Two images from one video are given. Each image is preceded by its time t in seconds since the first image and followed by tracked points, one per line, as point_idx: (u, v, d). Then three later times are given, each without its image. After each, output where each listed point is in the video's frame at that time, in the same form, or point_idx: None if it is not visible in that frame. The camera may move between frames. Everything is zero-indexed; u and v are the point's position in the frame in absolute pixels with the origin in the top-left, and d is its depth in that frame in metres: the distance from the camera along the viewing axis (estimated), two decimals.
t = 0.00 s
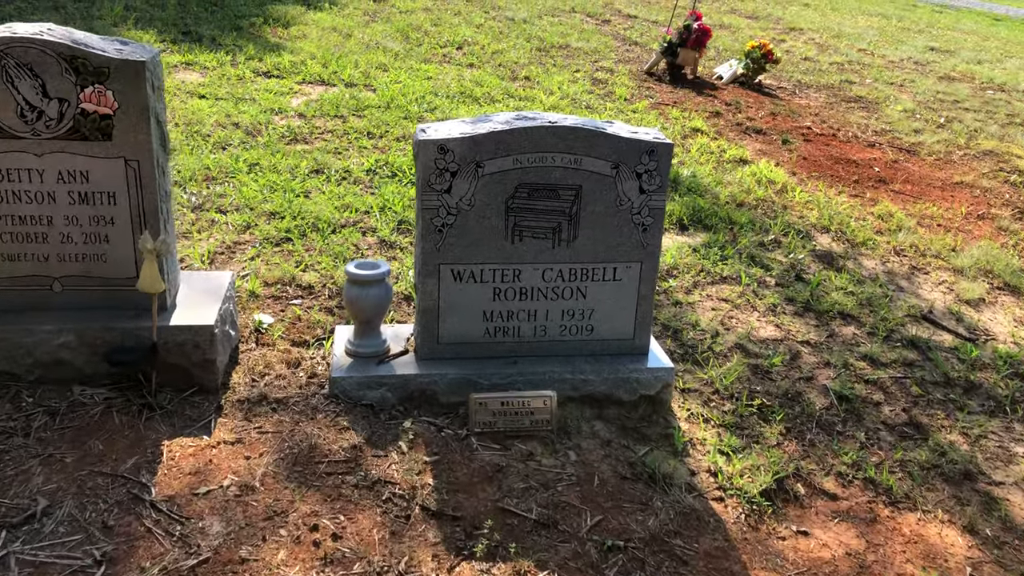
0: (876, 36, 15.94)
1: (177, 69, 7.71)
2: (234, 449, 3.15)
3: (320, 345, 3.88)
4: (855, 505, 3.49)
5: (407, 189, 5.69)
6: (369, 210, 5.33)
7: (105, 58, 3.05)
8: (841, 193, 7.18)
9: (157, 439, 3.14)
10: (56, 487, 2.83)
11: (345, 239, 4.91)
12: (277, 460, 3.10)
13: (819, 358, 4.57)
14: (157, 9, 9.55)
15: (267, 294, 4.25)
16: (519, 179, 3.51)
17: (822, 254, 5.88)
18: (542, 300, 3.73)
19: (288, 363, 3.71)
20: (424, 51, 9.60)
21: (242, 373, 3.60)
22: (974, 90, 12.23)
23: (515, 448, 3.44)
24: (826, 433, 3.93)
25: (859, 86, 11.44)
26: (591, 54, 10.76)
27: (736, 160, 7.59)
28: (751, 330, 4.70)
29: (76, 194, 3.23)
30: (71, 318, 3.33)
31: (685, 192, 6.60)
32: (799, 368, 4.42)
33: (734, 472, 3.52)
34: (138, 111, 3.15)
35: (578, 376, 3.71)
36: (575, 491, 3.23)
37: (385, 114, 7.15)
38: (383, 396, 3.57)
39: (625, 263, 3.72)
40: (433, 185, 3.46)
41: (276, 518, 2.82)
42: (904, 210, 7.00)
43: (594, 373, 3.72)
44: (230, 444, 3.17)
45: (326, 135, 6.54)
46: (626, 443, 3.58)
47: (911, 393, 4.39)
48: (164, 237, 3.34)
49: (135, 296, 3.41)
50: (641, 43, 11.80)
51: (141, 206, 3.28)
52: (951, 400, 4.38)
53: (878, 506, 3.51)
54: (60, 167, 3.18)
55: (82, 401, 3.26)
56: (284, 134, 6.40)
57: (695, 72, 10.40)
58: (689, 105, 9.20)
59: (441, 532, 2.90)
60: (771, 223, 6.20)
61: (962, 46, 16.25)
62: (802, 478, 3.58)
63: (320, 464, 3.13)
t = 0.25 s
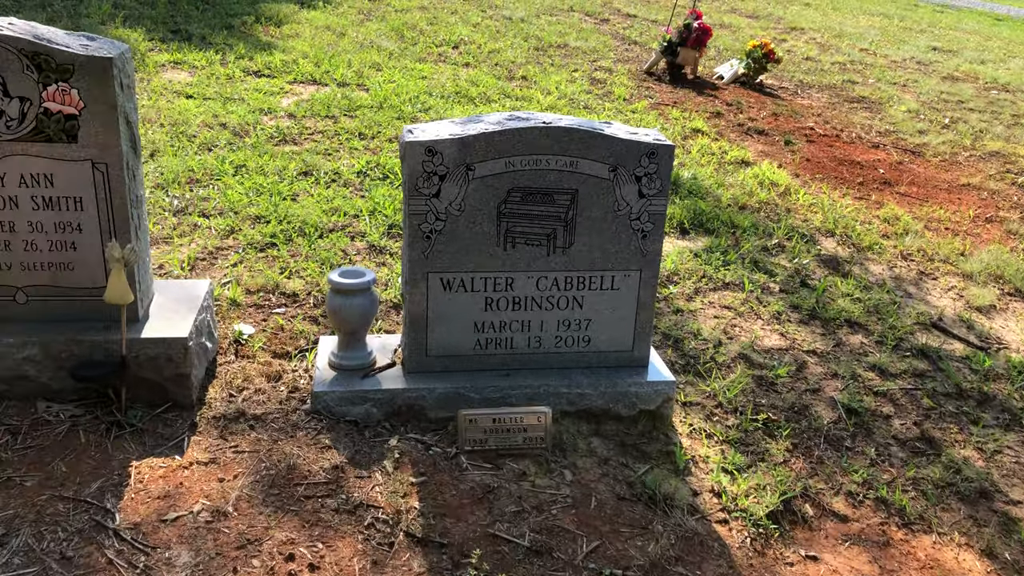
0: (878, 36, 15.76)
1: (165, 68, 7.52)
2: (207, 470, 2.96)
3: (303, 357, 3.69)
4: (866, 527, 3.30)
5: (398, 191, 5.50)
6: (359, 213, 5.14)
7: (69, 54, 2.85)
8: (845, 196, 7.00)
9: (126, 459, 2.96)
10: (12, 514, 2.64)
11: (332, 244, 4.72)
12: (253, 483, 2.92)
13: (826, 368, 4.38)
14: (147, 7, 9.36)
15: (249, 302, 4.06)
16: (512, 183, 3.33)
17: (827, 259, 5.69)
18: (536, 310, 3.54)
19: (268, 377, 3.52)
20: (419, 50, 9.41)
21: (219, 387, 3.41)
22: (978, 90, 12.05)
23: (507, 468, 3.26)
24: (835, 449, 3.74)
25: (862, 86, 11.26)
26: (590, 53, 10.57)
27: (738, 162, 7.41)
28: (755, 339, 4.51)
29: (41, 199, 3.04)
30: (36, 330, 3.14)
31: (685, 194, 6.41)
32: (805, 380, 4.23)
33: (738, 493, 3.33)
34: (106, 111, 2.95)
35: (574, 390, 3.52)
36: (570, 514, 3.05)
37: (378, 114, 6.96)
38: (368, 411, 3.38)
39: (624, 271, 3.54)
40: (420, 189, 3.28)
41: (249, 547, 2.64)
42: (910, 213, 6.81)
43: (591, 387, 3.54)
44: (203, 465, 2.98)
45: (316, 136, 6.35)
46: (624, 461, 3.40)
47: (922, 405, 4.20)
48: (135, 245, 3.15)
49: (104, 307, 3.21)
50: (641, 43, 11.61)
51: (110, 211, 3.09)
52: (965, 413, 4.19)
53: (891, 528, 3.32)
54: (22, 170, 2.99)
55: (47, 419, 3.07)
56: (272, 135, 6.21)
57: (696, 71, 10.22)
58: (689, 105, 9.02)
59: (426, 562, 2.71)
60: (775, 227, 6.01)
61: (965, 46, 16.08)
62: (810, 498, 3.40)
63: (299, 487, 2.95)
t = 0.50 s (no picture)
0: (882, 33, 15.57)
1: (153, 63, 7.33)
2: (179, 483, 2.77)
3: (285, 362, 3.51)
4: (881, 543, 3.11)
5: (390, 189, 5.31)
6: (348, 211, 4.95)
7: (30, 39, 2.65)
8: (851, 194, 6.81)
9: (91, 472, 2.77)
10: None
11: (320, 243, 4.53)
12: (227, 497, 2.73)
13: (834, 373, 4.19)
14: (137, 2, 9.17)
15: (231, 304, 3.87)
16: (505, 178, 3.14)
17: (834, 259, 5.50)
18: (531, 312, 3.35)
19: (248, 383, 3.33)
20: (415, 46, 9.22)
21: (195, 394, 3.22)
22: (984, 88, 11.87)
23: (499, 480, 3.07)
24: (846, 459, 3.55)
25: (866, 83, 11.07)
26: (589, 50, 10.38)
27: (741, 159, 7.22)
28: (760, 342, 4.33)
29: (2, 194, 2.85)
30: None
31: (687, 192, 6.22)
32: (813, 385, 4.04)
33: (744, 506, 3.14)
34: (70, 101, 2.75)
35: (570, 397, 3.33)
36: (566, 530, 2.86)
37: (371, 110, 6.78)
38: (353, 420, 3.20)
39: (623, 272, 3.35)
40: (407, 185, 3.09)
41: (220, 569, 2.45)
42: (918, 211, 6.62)
43: (589, 393, 3.35)
44: (174, 478, 2.80)
45: (307, 132, 6.16)
46: (624, 472, 3.21)
47: (936, 412, 4.01)
48: (103, 244, 2.96)
49: (71, 309, 3.03)
50: (642, 39, 11.42)
51: (76, 207, 2.90)
52: (980, 420, 4.00)
53: (907, 543, 3.13)
54: None
55: (9, 428, 2.89)
56: (262, 130, 6.03)
57: (697, 68, 10.04)
58: (691, 102, 8.83)
59: None
60: (779, 226, 5.82)
61: (969, 44, 15.89)
62: (821, 512, 3.21)
63: (276, 502, 2.76)
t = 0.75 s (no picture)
0: (883, 31, 15.41)
1: (141, 57, 7.15)
2: (150, 495, 2.60)
3: (269, 365, 3.33)
4: (896, 556, 2.94)
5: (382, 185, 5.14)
6: (338, 208, 4.78)
7: None
8: (857, 192, 6.64)
9: (57, 483, 2.60)
10: None
11: (308, 241, 4.36)
12: (201, 510, 2.56)
13: (843, 376, 4.02)
14: None
15: (213, 304, 3.70)
16: (498, 170, 2.97)
17: (840, 257, 5.33)
18: (526, 313, 3.18)
19: (228, 387, 3.16)
20: (410, 40, 9.05)
21: (172, 398, 3.04)
22: (988, 85, 11.71)
23: (492, 490, 2.90)
24: (857, 466, 3.38)
25: (869, 80, 10.91)
26: (588, 46, 10.21)
27: (743, 156, 7.05)
28: (766, 344, 4.16)
29: None
30: None
31: (689, 189, 6.06)
32: (822, 389, 3.87)
33: (752, 518, 2.97)
34: (34, 86, 2.58)
35: (568, 402, 3.16)
36: (563, 544, 2.69)
37: (364, 105, 6.61)
38: (338, 426, 3.03)
39: (624, 270, 3.18)
40: (395, 177, 2.92)
41: None
42: (925, 209, 6.46)
43: (588, 398, 3.18)
44: (145, 489, 2.63)
45: (298, 127, 5.98)
46: (624, 482, 3.04)
47: (949, 417, 3.84)
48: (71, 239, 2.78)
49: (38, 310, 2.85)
50: (641, 35, 11.25)
51: (42, 200, 2.72)
52: (996, 425, 3.83)
53: (923, 557, 2.96)
54: None
55: None
56: (251, 125, 5.85)
57: (698, 64, 9.87)
58: (691, 98, 8.66)
59: None
60: (784, 224, 5.65)
61: (972, 41, 15.73)
62: (832, 523, 3.03)
63: (254, 515, 2.58)
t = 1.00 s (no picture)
0: (886, 29, 15.25)
1: (130, 52, 6.96)
2: (123, 515, 2.42)
3: (255, 373, 3.15)
4: None
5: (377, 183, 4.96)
6: (331, 207, 4.60)
7: None
8: (865, 191, 6.47)
9: (23, 502, 2.41)
10: None
11: (299, 241, 4.18)
12: (177, 532, 2.38)
13: (858, 382, 3.84)
14: None
15: (196, 308, 3.52)
16: (497, 166, 2.80)
17: (850, 258, 5.16)
18: (527, 317, 3.00)
19: (210, 396, 2.98)
20: (407, 37, 8.87)
21: (150, 409, 2.86)
22: (993, 83, 11.55)
23: (491, 507, 2.72)
24: (875, 479, 3.20)
25: (873, 78, 10.74)
26: (588, 42, 10.03)
27: (748, 154, 6.88)
28: (776, 349, 3.98)
29: None
30: None
31: (693, 188, 5.88)
32: (836, 396, 3.69)
33: (767, 536, 2.79)
34: None
35: (571, 412, 2.99)
36: (566, 566, 2.51)
37: (359, 101, 6.43)
38: (327, 439, 2.85)
39: (630, 272, 3.00)
40: (387, 173, 2.74)
41: None
42: (936, 208, 6.29)
43: (592, 408, 3.00)
44: (118, 508, 2.44)
45: (290, 123, 5.80)
46: (631, 497, 2.86)
47: (970, 425, 3.66)
48: (40, 240, 2.59)
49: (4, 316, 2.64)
50: (642, 32, 11.07)
51: (8, 198, 2.52)
52: (1019, 433, 3.65)
53: None
54: None
55: None
56: (242, 122, 5.67)
57: (700, 61, 9.69)
58: (694, 95, 8.49)
59: None
60: (792, 224, 5.48)
61: (975, 39, 15.57)
62: (852, 541, 2.86)
63: (234, 536, 2.40)
